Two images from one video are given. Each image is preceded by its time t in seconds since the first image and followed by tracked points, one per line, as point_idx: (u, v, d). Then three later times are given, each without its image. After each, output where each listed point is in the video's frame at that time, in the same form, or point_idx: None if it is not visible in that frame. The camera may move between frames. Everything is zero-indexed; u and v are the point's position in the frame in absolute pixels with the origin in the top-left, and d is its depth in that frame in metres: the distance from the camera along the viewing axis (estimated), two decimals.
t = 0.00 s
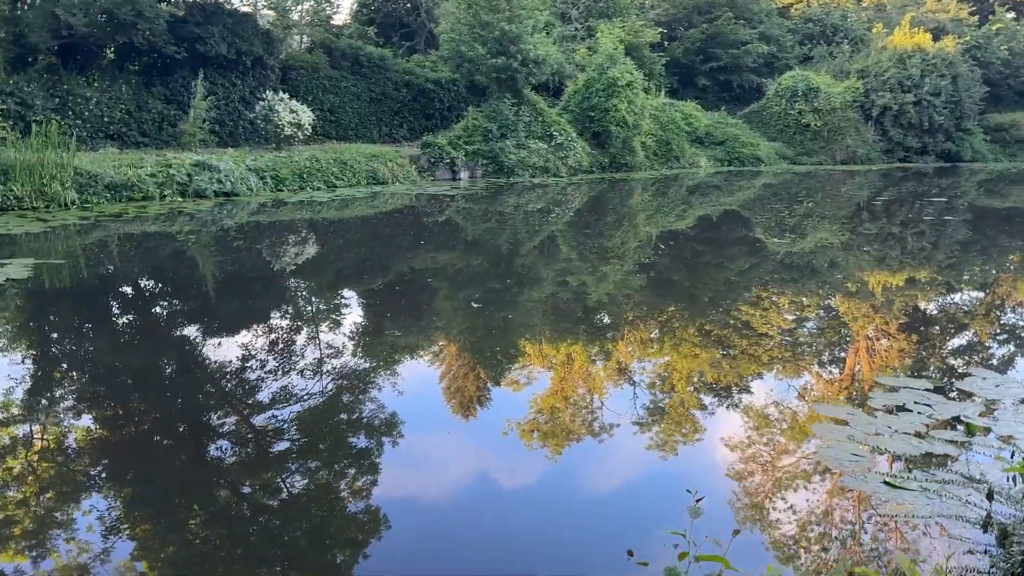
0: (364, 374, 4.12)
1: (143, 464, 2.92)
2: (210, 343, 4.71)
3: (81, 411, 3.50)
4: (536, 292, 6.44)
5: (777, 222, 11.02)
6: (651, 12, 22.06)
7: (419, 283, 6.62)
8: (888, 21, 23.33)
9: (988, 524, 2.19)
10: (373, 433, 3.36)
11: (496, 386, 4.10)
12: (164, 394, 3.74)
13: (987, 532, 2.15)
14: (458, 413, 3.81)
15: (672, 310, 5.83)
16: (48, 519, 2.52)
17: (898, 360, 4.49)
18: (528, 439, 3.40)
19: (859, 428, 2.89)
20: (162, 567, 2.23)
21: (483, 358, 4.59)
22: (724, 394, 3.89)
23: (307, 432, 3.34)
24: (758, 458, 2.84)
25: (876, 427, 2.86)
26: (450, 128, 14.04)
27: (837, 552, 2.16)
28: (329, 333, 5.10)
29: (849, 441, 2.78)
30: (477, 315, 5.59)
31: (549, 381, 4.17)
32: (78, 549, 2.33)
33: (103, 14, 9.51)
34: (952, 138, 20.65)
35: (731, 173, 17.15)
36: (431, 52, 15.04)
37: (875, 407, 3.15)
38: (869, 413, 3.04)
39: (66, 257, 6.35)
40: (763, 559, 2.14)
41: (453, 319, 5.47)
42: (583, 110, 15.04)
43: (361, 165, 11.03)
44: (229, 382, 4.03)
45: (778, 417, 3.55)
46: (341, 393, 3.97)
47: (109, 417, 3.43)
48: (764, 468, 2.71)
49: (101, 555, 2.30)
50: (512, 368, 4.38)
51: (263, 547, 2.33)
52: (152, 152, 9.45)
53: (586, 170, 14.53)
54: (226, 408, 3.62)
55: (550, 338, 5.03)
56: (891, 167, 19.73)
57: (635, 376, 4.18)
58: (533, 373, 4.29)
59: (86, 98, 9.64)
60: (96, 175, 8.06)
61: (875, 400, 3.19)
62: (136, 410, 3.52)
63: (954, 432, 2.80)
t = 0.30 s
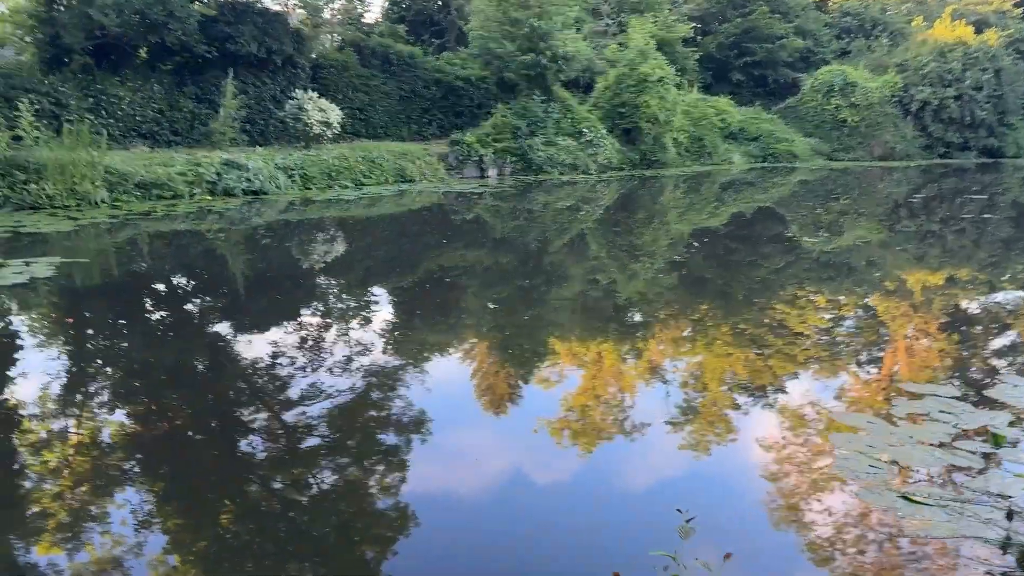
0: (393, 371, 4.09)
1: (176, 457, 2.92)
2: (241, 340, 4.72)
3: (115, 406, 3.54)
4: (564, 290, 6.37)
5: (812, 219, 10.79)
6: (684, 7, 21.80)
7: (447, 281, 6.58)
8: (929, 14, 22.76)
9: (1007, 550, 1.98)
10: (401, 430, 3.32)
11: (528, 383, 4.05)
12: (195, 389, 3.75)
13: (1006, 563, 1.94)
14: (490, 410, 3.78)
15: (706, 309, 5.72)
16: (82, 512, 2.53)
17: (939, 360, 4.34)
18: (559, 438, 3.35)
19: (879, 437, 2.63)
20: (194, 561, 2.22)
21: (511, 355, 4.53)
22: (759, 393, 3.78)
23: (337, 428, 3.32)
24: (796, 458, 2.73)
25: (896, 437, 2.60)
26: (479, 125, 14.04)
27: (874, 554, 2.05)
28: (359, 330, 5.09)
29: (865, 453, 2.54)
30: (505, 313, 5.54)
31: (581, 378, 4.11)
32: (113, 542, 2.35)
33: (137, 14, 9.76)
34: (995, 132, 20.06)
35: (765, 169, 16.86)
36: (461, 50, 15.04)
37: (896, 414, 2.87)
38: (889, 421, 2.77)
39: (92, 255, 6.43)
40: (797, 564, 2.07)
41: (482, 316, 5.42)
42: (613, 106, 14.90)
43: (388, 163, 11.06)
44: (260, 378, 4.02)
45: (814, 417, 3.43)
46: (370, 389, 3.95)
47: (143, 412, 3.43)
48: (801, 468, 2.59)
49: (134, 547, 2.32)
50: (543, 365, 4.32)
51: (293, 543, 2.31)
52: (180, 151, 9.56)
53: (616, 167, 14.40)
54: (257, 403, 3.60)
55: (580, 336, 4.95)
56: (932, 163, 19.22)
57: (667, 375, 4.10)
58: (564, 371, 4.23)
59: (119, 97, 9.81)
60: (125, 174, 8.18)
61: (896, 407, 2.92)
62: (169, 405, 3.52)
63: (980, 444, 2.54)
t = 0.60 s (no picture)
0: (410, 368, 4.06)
1: (195, 452, 2.90)
2: (258, 337, 4.71)
3: (136, 401, 3.53)
4: (582, 287, 6.31)
5: (836, 216, 10.61)
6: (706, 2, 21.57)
7: (465, 278, 6.53)
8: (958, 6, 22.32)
9: (988, 565, 1.82)
10: (419, 427, 3.28)
11: (548, 380, 4.00)
12: (214, 385, 3.74)
13: None
14: (511, 407, 3.74)
15: (728, 306, 5.62)
16: (103, 507, 2.51)
17: (967, 358, 4.22)
18: (580, 435, 3.29)
19: (872, 441, 2.44)
20: (214, 555, 2.19)
21: (529, 353, 4.48)
22: (783, 392, 3.69)
23: (354, 425, 3.28)
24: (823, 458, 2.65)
25: (890, 437, 2.45)
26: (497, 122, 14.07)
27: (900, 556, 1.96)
28: (378, 327, 5.07)
29: (856, 456, 2.35)
30: (523, 311, 5.49)
31: (602, 375, 4.04)
32: (134, 536, 2.32)
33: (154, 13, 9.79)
34: None
35: (788, 165, 16.65)
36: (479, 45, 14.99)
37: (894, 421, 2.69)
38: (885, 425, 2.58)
39: (105, 252, 6.48)
40: (819, 567, 2.02)
41: (499, 314, 5.37)
42: (632, 102, 14.79)
43: (405, 160, 11.06)
44: (278, 375, 4.01)
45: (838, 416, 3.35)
46: (388, 386, 3.92)
47: (162, 408, 3.42)
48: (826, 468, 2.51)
49: (155, 542, 2.29)
50: (563, 362, 4.27)
51: (310, 539, 2.27)
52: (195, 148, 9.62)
53: (635, 163, 14.30)
54: (276, 400, 3.59)
55: (600, 333, 4.89)
56: (960, 158, 18.85)
57: (690, 373, 4.02)
58: (585, 368, 4.16)
59: (137, 95, 9.90)
60: (141, 171, 8.25)
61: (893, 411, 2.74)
62: (189, 400, 3.51)
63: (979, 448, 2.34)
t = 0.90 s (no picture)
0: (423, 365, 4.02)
1: (211, 449, 2.87)
2: (271, 334, 4.69)
3: (151, 398, 3.52)
4: (595, 285, 6.23)
5: (856, 212, 10.44)
6: None
7: (478, 276, 6.49)
8: None
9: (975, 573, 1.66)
10: (433, 425, 3.23)
11: (566, 377, 3.95)
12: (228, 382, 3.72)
13: None
14: (528, 403, 3.69)
15: (745, 304, 5.53)
16: (119, 502, 2.49)
17: (991, 357, 4.12)
18: (598, 432, 3.22)
19: (866, 450, 2.35)
20: (228, 552, 2.16)
21: (542, 351, 4.42)
22: (802, 390, 3.61)
23: (368, 423, 3.24)
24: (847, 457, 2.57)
25: (883, 448, 2.32)
26: (509, 119, 14.16)
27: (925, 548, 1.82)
28: (391, 324, 5.03)
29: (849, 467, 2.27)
30: (536, 308, 5.43)
31: (619, 373, 3.98)
32: (150, 531, 2.28)
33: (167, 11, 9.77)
34: None
35: (806, 161, 16.45)
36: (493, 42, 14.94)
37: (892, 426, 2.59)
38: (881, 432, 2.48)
39: (113, 250, 6.50)
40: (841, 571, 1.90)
41: (513, 312, 5.32)
42: (647, 97, 14.66)
43: (416, 157, 11.07)
44: (292, 372, 3.98)
45: (860, 414, 3.27)
46: (402, 383, 3.88)
47: (178, 404, 3.40)
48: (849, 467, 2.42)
49: (171, 538, 2.25)
50: (579, 360, 4.22)
51: (321, 537, 2.22)
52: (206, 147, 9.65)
53: (648, 159, 14.22)
54: (289, 397, 3.56)
55: (616, 331, 4.81)
56: (983, 153, 18.52)
57: (708, 371, 3.95)
58: (601, 366, 4.10)
59: (149, 93, 9.94)
60: (151, 170, 8.28)
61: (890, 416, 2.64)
62: (204, 397, 3.49)
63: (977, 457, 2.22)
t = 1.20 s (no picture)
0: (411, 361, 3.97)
1: (195, 445, 2.81)
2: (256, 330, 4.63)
3: (136, 394, 3.45)
4: (583, 279, 6.19)
5: (845, 205, 10.42)
6: None
7: (466, 270, 6.44)
8: None
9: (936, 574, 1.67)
10: (421, 420, 3.17)
11: (558, 372, 3.91)
12: (213, 378, 3.65)
13: None
14: (519, 398, 3.65)
15: (734, 298, 5.50)
16: (103, 500, 2.44)
17: (980, 349, 4.11)
18: (590, 427, 3.18)
19: (833, 445, 2.32)
20: (215, 548, 2.11)
21: (529, 346, 4.38)
22: (793, 384, 3.58)
23: (356, 419, 3.19)
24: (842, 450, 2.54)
25: (849, 443, 2.30)
26: (496, 113, 14.11)
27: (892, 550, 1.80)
28: (379, 319, 4.98)
29: (814, 462, 2.24)
30: (524, 303, 5.39)
31: (610, 367, 3.94)
32: (135, 530, 2.24)
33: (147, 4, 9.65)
34: None
35: (795, 154, 16.45)
36: (480, 35, 14.85)
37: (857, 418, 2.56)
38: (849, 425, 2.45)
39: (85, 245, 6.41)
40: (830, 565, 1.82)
41: (501, 307, 5.27)
42: (635, 90, 14.61)
43: (401, 152, 11.03)
44: (279, 368, 3.92)
45: (851, 407, 3.24)
46: (389, 379, 3.83)
47: (164, 400, 3.34)
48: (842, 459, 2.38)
49: (156, 535, 2.20)
50: (570, 354, 4.18)
51: (308, 533, 2.17)
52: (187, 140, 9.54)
53: (636, 152, 14.18)
54: (276, 393, 3.50)
55: (605, 325, 4.78)
56: (971, 145, 18.56)
57: (699, 365, 3.91)
58: (592, 360, 4.06)
59: (129, 87, 9.91)
60: (128, 164, 8.18)
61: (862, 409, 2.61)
62: (189, 393, 3.42)
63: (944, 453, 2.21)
